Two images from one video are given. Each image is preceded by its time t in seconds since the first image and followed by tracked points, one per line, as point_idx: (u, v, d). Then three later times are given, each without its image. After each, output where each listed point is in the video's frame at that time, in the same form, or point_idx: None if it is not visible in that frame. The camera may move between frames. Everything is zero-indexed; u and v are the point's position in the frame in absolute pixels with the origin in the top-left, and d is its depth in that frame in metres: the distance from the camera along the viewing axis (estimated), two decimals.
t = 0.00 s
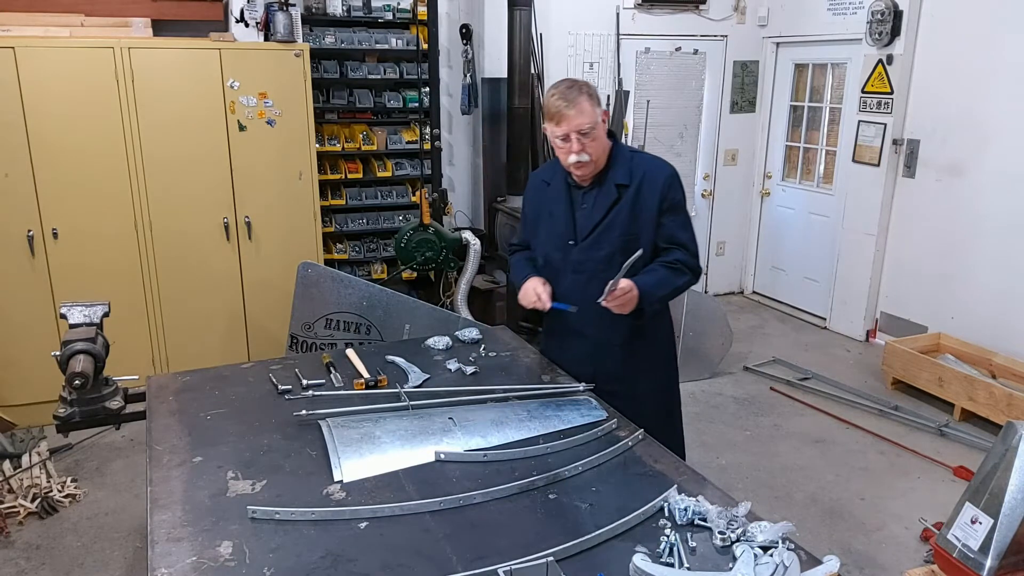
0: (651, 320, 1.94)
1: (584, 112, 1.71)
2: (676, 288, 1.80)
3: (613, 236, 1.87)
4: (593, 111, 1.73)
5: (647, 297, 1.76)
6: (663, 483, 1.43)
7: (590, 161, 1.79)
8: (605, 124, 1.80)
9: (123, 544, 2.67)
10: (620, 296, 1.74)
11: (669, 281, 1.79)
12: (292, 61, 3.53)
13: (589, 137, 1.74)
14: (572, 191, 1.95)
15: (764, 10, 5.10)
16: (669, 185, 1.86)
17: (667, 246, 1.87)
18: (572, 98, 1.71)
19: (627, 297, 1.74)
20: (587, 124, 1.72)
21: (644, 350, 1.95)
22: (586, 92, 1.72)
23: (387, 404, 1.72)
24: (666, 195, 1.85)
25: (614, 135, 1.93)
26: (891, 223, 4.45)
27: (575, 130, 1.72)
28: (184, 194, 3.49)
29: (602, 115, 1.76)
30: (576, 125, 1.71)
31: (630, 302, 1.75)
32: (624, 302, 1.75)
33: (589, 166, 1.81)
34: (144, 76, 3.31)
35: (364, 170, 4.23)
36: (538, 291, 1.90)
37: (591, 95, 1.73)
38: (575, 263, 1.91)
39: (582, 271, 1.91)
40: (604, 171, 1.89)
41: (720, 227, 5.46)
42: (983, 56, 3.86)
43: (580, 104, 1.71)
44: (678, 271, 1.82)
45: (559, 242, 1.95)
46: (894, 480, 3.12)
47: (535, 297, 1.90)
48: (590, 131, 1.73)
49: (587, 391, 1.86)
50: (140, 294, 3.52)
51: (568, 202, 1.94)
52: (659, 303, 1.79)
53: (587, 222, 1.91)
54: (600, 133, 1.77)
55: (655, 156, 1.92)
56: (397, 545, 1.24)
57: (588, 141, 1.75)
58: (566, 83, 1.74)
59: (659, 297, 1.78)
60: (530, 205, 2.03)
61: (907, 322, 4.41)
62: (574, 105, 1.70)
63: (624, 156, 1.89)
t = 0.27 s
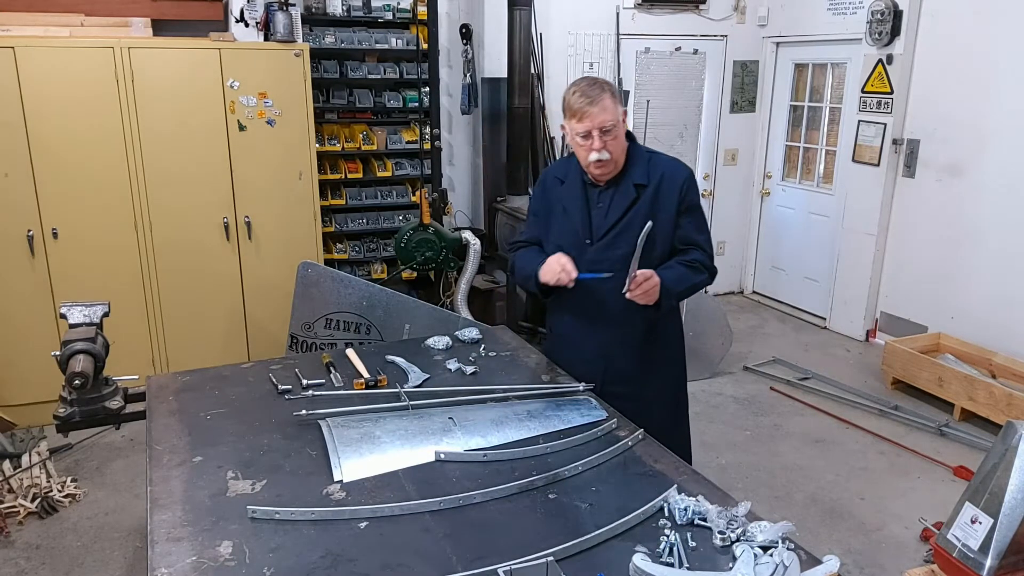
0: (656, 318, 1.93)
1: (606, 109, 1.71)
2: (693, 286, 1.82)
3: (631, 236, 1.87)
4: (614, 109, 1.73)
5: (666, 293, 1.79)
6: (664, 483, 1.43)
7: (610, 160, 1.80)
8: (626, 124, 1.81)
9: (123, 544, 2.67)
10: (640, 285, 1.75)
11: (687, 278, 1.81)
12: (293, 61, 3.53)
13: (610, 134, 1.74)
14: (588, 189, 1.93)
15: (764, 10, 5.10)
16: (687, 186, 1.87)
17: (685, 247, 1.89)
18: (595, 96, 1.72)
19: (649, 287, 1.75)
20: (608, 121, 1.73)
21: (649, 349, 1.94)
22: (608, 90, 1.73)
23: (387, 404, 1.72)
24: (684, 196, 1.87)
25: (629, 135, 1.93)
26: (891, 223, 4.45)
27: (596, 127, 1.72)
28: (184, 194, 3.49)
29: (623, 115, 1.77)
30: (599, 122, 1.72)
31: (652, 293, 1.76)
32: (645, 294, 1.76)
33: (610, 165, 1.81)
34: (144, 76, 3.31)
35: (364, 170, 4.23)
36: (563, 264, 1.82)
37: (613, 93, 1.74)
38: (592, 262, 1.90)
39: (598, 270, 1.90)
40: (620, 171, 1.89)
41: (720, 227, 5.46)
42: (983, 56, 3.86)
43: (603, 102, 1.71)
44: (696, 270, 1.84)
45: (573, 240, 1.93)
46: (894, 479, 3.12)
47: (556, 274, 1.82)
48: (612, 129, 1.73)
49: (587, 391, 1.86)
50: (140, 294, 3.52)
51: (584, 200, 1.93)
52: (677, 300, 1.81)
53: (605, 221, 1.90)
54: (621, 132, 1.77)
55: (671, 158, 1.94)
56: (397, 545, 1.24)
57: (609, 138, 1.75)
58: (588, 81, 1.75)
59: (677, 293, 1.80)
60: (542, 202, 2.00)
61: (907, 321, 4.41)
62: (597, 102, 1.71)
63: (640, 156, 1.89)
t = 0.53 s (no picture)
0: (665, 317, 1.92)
1: (622, 108, 1.72)
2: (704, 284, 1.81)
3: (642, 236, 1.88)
4: (630, 108, 1.74)
5: (676, 289, 1.78)
6: (664, 484, 1.43)
7: (624, 159, 1.80)
8: (639, 124, 1.81)
9: (123, 544, 2.67)
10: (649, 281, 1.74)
11: (698, 277, 1.81)
12: (293, 61, 3.53)
13: (625, 133, 1.75)
14: (600, 188, 1.93)
15: (764, 10, 5.11)
16: (700, 187, 1.87)
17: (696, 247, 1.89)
18: (611, 94, 1.72)
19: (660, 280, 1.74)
20: (623, 120, 1.73)
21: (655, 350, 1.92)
22: (623, 89, 1.74)
23: (387, 404, 1.72)
24: (697, 196, 1.87)
25: (642, 136, 1.94)
26: (891, 223, 4.45)
27: (612, 125, 1.73)
28: (185, 194, 3.49)
29: (638, 114, 1.78)
30: (615, 121, 1.72)
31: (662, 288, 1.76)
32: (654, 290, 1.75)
33: (623, 165, 1.81)
34: (144, 76, 3.31)
35: (364, 170, 4.22)
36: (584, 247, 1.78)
37: (628, 92, 1.75)
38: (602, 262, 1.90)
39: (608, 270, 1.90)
40: (633, 170, 1.89)
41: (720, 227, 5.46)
42: (983, 56, 3.86)
43: (619, 100, 1.72)
44: (708, 270, 1.84)
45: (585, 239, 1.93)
46: (894, 479, 3.12)
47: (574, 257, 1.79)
48: (627, 127, 1.74)
49: (587, 391, 1.86)
50: (140, 294, 3.52)
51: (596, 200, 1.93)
52: (687, 298, 1.80)
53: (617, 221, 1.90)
54: (635, 131, 1.78)
55: (684, 158, 1.94)
56: (397, 545, 1.24)
57: (623, 137, 1.75)
58: (603, 80, 1.75)
59: (687, 290, 1.79)
60: (554, 200, 2.01)
61: (907, 321, 4.41)
62: (612, 100, 1.71)
63: (653, 156, 1.90)
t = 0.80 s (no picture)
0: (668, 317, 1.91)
1: (629, 104, 1.72)
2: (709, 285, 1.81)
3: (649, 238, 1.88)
4: (637, 106, 1.74)
5: (681, 289, 1.77)
6: (664, 484, 1.43)
7: (631, 157, 1.79)
8: (647, 123, 1.81)
9: (123, 544, 2.67)
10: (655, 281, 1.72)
11: (704, 278, 1.80)
12: (293, 61, 3.53)
13: (632, 130, 1.74)
14: (606, 189, 1.93)
15: (764, 10, 5.11)
16: (706, 189, 1.88)
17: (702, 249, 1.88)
18: (618, 90, 1.73)
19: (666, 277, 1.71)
20: (630, 116, 1.73)
21: (656, 350, 1.92)
22: (631, 86, 1.74)
23: (387, 404, 1.72)
24: (704, 199, 1.87)
25: (648, 137, 1.94)
26: (891, 223, 4.45)
27: (619, 120, 1.73)
28: (185, 194, 3.49)
29: (645, 113, 1.78)
30: (621, 116, 1.72)
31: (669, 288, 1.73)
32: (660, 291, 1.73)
33: (630, 163, 1.80)
34: (144, 76, 3.31)
35: (364, 170, 4.22)
36: (589, 239, 1.78)
37: (636, 91, 1.75)
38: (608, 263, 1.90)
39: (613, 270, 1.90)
40: (640, 171, 1.89)
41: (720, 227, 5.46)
42: (982, 56, 3.86)
43: (626, 96, 1.72)
44: (714, 271, 1.83)
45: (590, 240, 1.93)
46: (894, 479, 3.11)
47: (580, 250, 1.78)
48: (634, 124, 1.74)
49: (587, 391, 1.86)
50: (140, 294, 3.52)
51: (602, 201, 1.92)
52: (691, 297, 1.79)
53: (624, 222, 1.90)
54: (642, 129, 1.77)
55: (691, 161, 1.94)
56: (397, 545, 1.24)
57: (630, 134, 1.75)
58: (611, 79, 1.76)
59: (692, 290, 1.78)
60: (559, 201, 2.00)
61: (907, 321, 4.41)
62: (619, 96, 1.72)
63: (661, 157, 1.90)
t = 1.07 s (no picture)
0: (669, 317, 1.90)
1: (628, 96, 1.73)
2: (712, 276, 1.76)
3: (655, 239, 1.88)
4: (637, 100, 1.75)
5: (678, 279, 1.73)
6: (664, 484, 1.43)
7: (630, 151, 1.78)
8: (651, 121, 1.80)
9: (123, 544, 2.67)
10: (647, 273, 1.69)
11: (706, 270, 1.76)
12: (293, 61, 3.53)
13: (631, 122, 1.74)
14: (612, 189, 1.94)
15: (764, 10, 5.11)
16: (712, 189, 1.88)
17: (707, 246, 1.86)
18: (618, 85, 1.75)
19: (661, 266, 1.67)
20: (629, 108, 1.73)
21: (656, 350, 1.92)
22: (632, 82, 1.76)
23: (387, 404, 1.72)
24: (709, 199, 1.87)
25: (654, 137, 1.95)
26: (891, 223, 4.45)
27: (617, 111, 1.73)
28: (184, 194, 3.49)
29: (648, 109, 1.78)
30: (620, 107, 1.73)
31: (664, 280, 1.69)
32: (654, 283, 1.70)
33: (630, 158, 1.78)
34: (144, 76, 3.31)
35: (364, 170, 4.22)
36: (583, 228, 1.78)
37: (637, 87, 1.77)
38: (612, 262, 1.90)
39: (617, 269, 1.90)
40: (646, 171, 1.90)
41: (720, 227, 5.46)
42: (982, 56, 3.86)
43: (626, 90, 1.74)
44: (721, 266, 1.79)
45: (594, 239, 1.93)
46: (893, 479, 3.11)
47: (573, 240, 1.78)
48: (633, 116, 1.74)
49: (586, 391, 1.86)
50: (140, 294, 3.52)
51: (608, 200, 1.93)
52: (690, 288, 1.74)
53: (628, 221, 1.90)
54: (643, 124, 1.77)
55: (696, 161, 1.94)
56: (397, 545, 1.24)
57: (629, 126, 1.75)
58: (614, 76, 1.79)
59: (692, 281, 1.74)
60: (563, 199, 2.01)
61: (907, 321, 4.40)
62: (619, 89, 1.74)
63: (666, 157, 1.90)
